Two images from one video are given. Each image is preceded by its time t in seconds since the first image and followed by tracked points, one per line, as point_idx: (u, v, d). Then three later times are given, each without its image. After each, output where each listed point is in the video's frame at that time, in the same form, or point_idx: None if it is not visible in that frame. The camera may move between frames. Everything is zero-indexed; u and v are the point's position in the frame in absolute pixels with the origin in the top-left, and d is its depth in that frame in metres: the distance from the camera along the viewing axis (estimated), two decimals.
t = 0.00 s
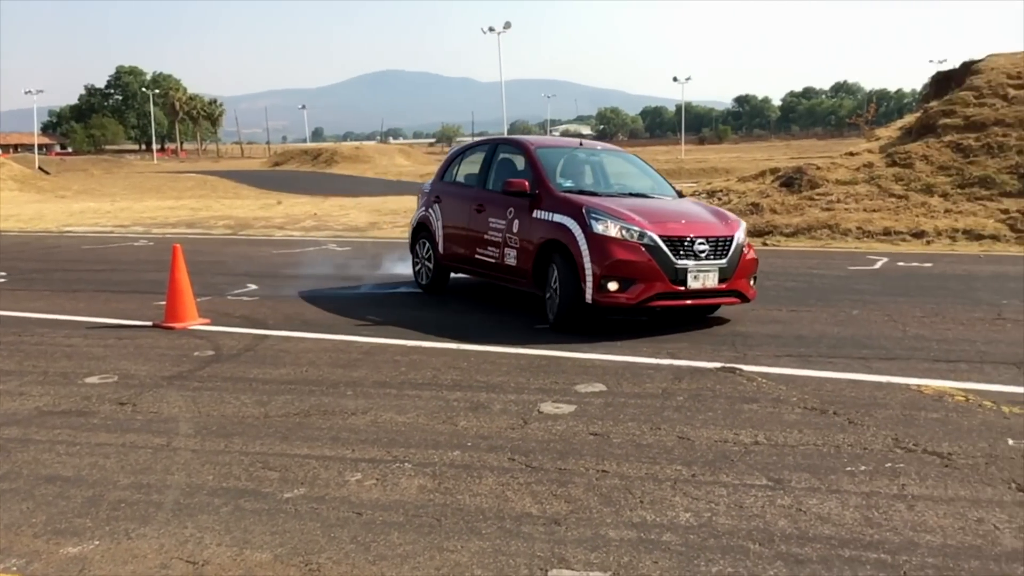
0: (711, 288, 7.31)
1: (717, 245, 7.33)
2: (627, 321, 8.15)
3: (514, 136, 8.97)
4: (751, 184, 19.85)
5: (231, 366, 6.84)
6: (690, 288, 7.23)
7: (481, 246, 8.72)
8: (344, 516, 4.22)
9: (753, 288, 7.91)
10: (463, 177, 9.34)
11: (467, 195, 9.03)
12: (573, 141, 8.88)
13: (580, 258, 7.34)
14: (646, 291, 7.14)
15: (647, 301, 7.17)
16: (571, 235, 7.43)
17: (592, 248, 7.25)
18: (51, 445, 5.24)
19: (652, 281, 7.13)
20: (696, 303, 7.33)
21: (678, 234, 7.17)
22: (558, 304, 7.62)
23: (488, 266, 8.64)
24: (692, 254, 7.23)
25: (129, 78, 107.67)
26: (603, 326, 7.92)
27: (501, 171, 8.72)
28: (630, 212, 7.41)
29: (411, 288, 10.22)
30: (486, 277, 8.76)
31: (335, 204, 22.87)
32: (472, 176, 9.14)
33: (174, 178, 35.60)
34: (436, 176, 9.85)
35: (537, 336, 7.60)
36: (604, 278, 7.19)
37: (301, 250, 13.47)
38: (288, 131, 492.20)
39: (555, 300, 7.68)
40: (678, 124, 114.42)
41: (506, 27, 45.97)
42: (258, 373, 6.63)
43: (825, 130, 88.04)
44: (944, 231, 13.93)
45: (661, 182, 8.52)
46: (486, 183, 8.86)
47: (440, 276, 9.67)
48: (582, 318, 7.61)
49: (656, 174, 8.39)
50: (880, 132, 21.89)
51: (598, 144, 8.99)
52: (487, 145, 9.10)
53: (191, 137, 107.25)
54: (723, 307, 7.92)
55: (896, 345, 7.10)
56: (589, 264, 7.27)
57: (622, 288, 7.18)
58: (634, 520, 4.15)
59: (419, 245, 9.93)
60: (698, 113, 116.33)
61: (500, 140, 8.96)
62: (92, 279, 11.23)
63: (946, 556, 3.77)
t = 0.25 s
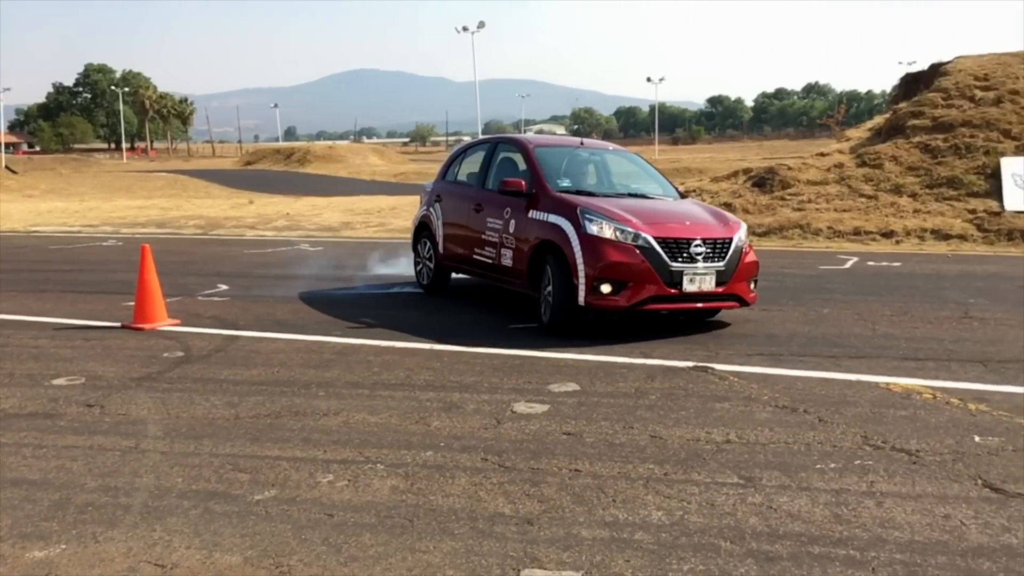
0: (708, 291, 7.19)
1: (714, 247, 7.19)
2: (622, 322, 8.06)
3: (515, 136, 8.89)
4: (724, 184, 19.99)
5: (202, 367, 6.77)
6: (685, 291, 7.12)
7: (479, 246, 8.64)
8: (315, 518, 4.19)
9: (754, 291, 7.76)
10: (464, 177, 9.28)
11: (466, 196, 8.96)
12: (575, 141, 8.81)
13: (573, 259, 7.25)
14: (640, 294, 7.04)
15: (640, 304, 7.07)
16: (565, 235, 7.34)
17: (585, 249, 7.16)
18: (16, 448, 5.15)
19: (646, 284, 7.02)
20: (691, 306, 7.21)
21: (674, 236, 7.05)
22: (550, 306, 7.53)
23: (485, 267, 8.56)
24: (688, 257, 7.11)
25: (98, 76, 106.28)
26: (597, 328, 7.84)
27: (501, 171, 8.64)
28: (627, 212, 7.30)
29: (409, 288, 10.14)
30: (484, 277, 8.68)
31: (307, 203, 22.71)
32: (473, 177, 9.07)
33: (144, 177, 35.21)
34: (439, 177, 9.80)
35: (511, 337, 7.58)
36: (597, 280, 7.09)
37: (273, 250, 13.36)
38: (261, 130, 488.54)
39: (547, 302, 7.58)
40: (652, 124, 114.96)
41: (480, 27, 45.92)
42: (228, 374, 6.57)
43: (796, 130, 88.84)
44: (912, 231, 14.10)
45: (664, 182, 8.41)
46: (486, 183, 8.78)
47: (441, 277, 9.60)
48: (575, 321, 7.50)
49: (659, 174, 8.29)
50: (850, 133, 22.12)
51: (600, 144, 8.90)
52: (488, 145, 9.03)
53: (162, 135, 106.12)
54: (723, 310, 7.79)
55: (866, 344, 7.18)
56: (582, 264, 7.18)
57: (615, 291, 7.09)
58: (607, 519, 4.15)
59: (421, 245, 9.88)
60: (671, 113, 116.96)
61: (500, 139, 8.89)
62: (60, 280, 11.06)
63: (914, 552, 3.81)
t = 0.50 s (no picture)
0: (705, 295, 7.03)
1: (714, 250, 7.01)
2: (619, 325, 7.92)
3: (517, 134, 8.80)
4: (702, 184, 20.09)
5: (178, 368, 6.72)
6: (682, 295, 6.94)
7: (479, 246, 8.56)
8: (292, 519, 4.17)
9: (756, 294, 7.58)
10: (467, 176, 9.22)
11: (468, 196, 8.87)
12: (579, 140, 8.70)
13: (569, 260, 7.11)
14: (635, 297, 6.88)
15: (635, 307, 6.91)
16: (561, 237, 7.20)
17: (580, 251, 7.01)
18: None
19: (642, 287, 6.86)
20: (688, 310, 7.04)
21: (672, 238, 6.88)
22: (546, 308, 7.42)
23: (485, 267, 8.48)
24: (686, 259, 6.93)
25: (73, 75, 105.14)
26: (593, 330, 7.73)
27: (503, 170, 8.55)
28: (624, 213, 7.13)
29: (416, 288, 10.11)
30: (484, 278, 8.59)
31: (285, 203, 22.59)
32: (476, 176, 8.99)
33: (120, 176, 34.89)
34: (444, 176, 9.73)
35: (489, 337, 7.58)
36: (592, 281, 6.94)
37: (251, 250, 13.28)
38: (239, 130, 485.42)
39: (544, 305, 7.46)
40: (631, 125, 115.32)
41: (460, 27, 45.91)
42: (205, 375, 6.53)
43: (774, 131, 89.44)
44: (887, 231, 14.24)
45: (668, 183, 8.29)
46: (487, 183, 8.69)
47: (445, 278, 9.52)
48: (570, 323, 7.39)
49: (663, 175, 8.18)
50: (827, 134, 22.31)
51: (606, 143, 8.79)
52: (491, 145, 8.96)
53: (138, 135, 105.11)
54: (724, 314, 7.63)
55: (841, 343, 7.24)
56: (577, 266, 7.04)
57: (610, 293, 6.94)
58: (585, 518, 4.17)
59: (426, 245, 9.81)
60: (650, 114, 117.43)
61: (503, 138, 8.81)
62: (34, 280, 10.94)
63: (887, 549, 3.85)
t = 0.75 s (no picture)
0: (702, 299, 6.86)
1: (711, 253, 6.85)
2: (618, 328, 7.79)
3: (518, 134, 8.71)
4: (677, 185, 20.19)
5: (150, 370, 6.66)
6: (677, 299, 6.79)
7: (479, 247, 8.49)
8: (266, 522, 4.14)
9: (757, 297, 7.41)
10: (469, 176, 9.15)
11: (469, 197, 8.79)
12: (581, 139, 8.60)
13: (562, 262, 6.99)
14: (628, 300, 6.74)
15: (629, 310, 6.77)
16: (555, 238, 7.09)
17: (573, 252, 6.89)
18: None
19: (636, 290, 6.71)
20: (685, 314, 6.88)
21: (668, 240, 6.73)
22: (541, 310, 7.31)
23: (484, 268, 8.40)
24: (682, 262, 6.77)
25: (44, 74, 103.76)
26: (588, 333, 7.62)
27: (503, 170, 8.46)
28: (620, 214, 7.00)
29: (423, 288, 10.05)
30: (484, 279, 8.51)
31: (259, 204, 22.45)
32: (477, 176, 8.91)
33: (92, 176, 34.48)
34: (448, 177, 9.67)
35: (466, 338, 7.57)
36: (585, 284, 6.82)
37: (225, 251, 13.18)
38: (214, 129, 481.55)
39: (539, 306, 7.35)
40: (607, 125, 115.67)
41: (436, 26, 45.81)
42: (178, 377, 6.47)
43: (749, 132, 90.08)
44: (860, 232, 14.38)
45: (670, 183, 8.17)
46: (488, 183, 8.61)
47: (447, 279, 9.43)
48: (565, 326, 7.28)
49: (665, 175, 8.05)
50: (800, 135, 22.50)
51: (608, 143, 8.67)
52: (493, 144, 8.88)
53: (110, 134, 103.91)
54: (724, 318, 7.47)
55: (815, 342, 7.31)
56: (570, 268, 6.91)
57: (604, 296, 6.80)
58: (560, 518, 4.17)
59: (429, 245, 9.74)
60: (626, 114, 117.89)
61: (505, 138, 8.72)
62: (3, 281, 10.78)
63: (859, 546, 3.89)
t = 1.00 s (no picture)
0: (699, 302, 6.75)
1: (709, 256, 6.73)
2: (616, 332, 7.67)
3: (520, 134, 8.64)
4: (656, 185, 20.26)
5: (126, 372, 6.60)
6: (673, 302, 6.67)
7: (479, 248, 8.43)
8: (243, 524, 4.12)
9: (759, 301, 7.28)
10: (472, 176, 9.10)
11: (472, 196, 8.74)
12: (584, 139, 8.54)
13: (556, 263, 6.90)
14: (623, 303, 6.64)
15: (624, 313, 6.67)
16: (550, 240, 7.01)
17: (568, 254, 6.80)
18: None
19: (630, 292, 6.62)
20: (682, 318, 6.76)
21: (664, 242, 6.62)
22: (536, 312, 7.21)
23: (484, 269, 8.34)
24: (678, 265, 6.66)
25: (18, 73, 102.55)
26: (584, 335, 7.53)
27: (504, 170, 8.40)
28: (617, 216, 6.90)
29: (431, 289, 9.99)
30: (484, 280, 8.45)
31: (237, 204, 22.33)
32: (480, 176, 8.85)
33: (67, 176, 34.13)
34: (454, 177, 9.62)
35: (446, 338, 7.57)
36: (579, 286, 6.73)
37: (202, 251, 13.08)
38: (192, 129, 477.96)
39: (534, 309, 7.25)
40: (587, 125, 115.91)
41: (415, 26, 45.71)
42: (154, 379, 6.41)
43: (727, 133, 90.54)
44: (837, 231, 14.49)
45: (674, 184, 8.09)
46: (489, 183, 8.55)
47: (451, 280, 9.38)
48: (559, 329, 7.17)
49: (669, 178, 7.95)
50: (778, 136, 22.65)
51: (613, 143, 8.60)
52: (496, 144, 8.82)
53: (86, 134, 102.83)
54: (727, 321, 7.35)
55: (793, 342, 7.35)
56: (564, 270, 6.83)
57: (598, 298, 6.71)
58: (539, 518, 4.18)
59: (435, 245, 9.69)
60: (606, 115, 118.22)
61: (507, 138, 8.66)
62: None
63: (834, 544, 3.92)
